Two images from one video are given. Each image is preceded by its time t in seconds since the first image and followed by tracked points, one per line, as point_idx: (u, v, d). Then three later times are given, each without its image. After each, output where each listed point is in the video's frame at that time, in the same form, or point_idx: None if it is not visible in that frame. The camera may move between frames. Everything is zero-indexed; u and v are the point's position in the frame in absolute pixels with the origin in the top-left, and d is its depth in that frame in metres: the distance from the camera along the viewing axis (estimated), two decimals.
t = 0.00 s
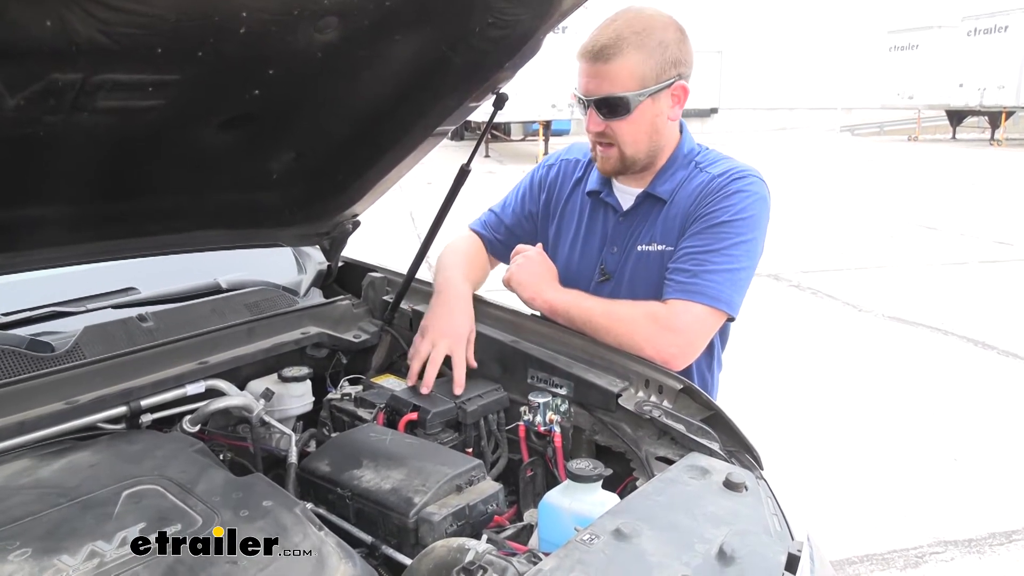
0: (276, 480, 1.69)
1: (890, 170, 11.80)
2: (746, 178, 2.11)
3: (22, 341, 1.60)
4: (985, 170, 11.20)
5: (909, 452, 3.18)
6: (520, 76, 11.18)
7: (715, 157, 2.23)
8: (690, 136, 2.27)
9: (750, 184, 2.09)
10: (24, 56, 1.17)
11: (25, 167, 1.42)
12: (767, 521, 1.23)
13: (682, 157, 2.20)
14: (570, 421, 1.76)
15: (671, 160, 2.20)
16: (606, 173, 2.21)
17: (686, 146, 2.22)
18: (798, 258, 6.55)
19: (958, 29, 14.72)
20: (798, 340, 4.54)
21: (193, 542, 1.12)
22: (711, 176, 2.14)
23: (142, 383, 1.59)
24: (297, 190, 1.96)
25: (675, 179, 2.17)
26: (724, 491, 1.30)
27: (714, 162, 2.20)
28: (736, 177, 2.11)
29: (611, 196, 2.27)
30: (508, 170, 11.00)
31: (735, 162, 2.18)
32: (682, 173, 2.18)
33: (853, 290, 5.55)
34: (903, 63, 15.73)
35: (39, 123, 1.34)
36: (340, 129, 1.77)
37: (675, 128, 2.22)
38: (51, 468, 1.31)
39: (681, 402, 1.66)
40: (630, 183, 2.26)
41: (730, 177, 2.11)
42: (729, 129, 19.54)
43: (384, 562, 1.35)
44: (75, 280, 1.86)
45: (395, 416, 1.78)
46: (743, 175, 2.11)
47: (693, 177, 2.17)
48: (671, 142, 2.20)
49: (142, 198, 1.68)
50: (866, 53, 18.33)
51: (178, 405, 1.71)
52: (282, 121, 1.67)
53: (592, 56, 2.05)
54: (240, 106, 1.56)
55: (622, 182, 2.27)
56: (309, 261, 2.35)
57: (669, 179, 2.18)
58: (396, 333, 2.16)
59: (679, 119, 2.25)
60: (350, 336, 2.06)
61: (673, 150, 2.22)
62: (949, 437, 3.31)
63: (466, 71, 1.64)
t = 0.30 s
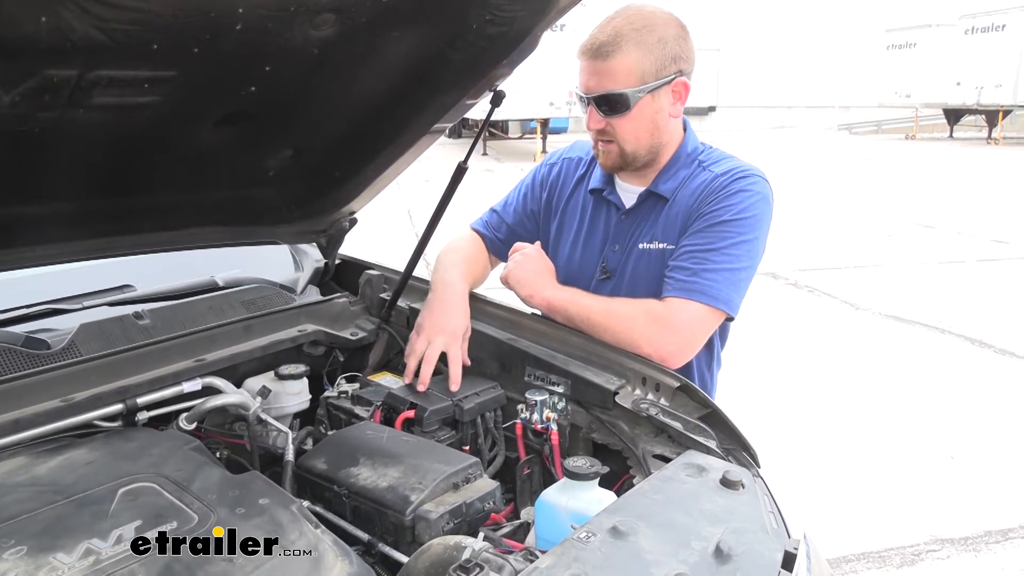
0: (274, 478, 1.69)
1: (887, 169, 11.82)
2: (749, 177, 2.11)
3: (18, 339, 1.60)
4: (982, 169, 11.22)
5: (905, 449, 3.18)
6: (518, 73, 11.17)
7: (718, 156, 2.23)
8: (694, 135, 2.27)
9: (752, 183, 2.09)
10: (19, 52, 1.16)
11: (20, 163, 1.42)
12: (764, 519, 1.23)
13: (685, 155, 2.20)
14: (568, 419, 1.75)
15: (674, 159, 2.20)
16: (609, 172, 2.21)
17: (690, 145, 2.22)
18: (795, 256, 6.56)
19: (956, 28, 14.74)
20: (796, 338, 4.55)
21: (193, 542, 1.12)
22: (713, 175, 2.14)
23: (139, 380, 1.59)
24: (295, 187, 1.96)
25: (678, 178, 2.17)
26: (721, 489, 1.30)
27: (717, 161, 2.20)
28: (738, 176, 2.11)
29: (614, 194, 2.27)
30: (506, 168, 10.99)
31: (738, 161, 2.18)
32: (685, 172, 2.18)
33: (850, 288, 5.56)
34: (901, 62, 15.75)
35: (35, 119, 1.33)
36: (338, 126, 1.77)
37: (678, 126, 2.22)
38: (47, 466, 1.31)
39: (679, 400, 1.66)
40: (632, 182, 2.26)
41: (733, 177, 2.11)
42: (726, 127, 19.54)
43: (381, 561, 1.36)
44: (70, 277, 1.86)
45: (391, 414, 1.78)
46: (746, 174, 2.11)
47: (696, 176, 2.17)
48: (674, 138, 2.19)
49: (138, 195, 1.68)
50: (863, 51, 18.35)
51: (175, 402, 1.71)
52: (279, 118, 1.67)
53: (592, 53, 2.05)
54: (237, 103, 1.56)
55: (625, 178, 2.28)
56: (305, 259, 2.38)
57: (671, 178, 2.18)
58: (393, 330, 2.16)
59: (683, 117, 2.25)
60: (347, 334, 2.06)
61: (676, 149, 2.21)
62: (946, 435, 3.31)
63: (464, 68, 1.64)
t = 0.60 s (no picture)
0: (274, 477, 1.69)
1: (887, 167, 11.81)
2: (756, 178, 2.10)
3: (18, 339, 1.59)
4: (983, 167, 11.21)
5: (906, 448, 3.18)
6: (518, 71, 11.16)
7: (726, 156, 2.22)
8: (702, 134, 2.25)
9: (759, 184, 2.08)
10: (18, 51, 1.16)
11: (20, 163, 1.42)
12: (765, 517, 1.23)
13: (692, 155, 2.20)
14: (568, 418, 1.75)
15: (681, 159, 2.19)
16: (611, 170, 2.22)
17: (697, 144, 2.21)
18: (796, 255, 6.55)
19: (956, 26, 14.72)
20: (796, 337, 4.54)
21: (193, 542, 1.12)
22: (719, 175, 2.13)
23: (140, 379, 1.59)
24: (296, 186, 1.96)
25: (684, 177, 2.17)
26: (721, 487, 1.30)
27: (724, 161, 2.19)
28: (745, 177, 2.10)
29: (619, 192, 2.27)
30: (506, 167, 10.99)
31: (745, 162, 2.17)
32: (692, 172, 2.18)
33: (851, 287, 5.55)
34: (901, 60, 15.73)
35: (34, 118, 1.33)
36: (338, 125, 1.77)
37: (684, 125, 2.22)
38: (47, 465, 1.31)
39: (680, 398, 1.67)
40: (638, 181, 2.26)
41: (739, 177, 2.10)
42: (727, 126, 19.53)
43: (382, 560, 1.35)
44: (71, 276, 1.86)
45: (392, 413, 1.78)
46: (752, 175, 2.10)
47: (702, 175, 2.16)
48: (677, 135, 2.18)
49: (138, 195, 1.68)
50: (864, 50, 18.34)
51: (175, 402, 1.71)
52: (278, 117, 1.67)
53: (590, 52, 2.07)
54: (236, 102, 1.56)
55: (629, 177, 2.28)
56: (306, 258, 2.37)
57: (677, 177, 2.17)
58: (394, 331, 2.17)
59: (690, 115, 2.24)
60: (347, 333, 2.05)
61: (682, 148, 2.21)
62: (947, 433, 3.31)
63: (463, 67, 1.64)
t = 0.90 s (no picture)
0: (275, 475, 1.69)
1: (887, 165, 11.80)
2: (756, 175, 2.10)
3: (18, 336, 1.58)
4: (983, 165, 11.20)
5: (906, 447, 3.18)
6: (518, 69, 11.15)
7: (726, 153, 2.22)
8: (701, 132, 2.26)
9: (759, 181, 2.08)
10: (17, 48, 1.16)
11: (20, 161, 1.42)
12: (766, 516, 1.22)
13: (691, 152, 2.20)
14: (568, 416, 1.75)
15: (680, 155, 2.20)
16: (624, 159, 2.18)
17: (697, 142, 2.21)
18: (796, 254, 6.55)
19: (957, 24, 14.70)
20: (796, 335, 4.54)
21: (193, 542, 1.11)
22: (719, 172, 2.13)
23: (139, 377, 1.59)
24: (297, 184, 1.96)
25: (684, 174, 2.17)
26: (722, 486, 1.30)
27: (724, 158, 2.19)
28: (745, 174, 2.10)
29: (619, 190, 2.27)
30: (506, 165, 10.98)
31: (745, 159, 2.17)
32: (691, 169, 2.18)
33: (851, 285, 5.55)
34: (902, 58, 15.71)
35: (33, 115, 1.33)
36: (339, 123, 1.76)
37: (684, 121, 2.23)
38: (48, 463, 1.31)
39: (680, 397, 1.66)
40: (639, 178, 2.26)
41: (739, 175, 2.10)
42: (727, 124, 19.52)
43: (381, 558, 1.35)
44: (71, 273, 1.85)
45: (392, 412, 1.78)
46: (752, 172, 2.10)
47: (702, 173, 2.16)
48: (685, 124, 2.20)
49: (139, 192, 1.67)
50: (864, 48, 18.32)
51: (175, 401, 1.71)
52: (279, 114, 1.67)
53: (610, 31, 2.05)
54: (236, 99, 1.55)
55: (632, 168, 2.25)
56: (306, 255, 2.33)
57: (677, 174, 2.18)
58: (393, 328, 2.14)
59: (689, 112, 2.25)
60: (347, 331, 2.05)
61: (682, 145, 2.21)
62: (946, 432, 3.31)
63: (464, 64, 1.63)
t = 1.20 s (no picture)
0: (274, 476, 1.68)
1: (886, 167, 11.80)
2: (747, 172, 2.10)
3: (17, 336, 1.59)
4: (982, 167, 11.20)
5: (905, 448, 3.18)
6: (518, 69, 11.15)
7: (716, 152, 2.24)
8: (690, 132, 2.28)
9: (751, 178, 2.09)
10: (17, 48, 1.16)
11: (19, 161, 1.42)
12: (765, 517, 1.22)
13: (682, 152, 2.22)
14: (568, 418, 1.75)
15: (672, 155, 2.22)
16: (636, 145, 2.16)
17: (687, 141, 2.24)
18: (795, 255, 6.55)
19: (956, 26, 14.71)
20: (796, 336, 4.54)
21: (192, 542, 1.11)
22: (711, 171, 2.14)
23: (139, 377, 1.59)
24: (296, 185, 1.96)
25: (676, 174, 2.18)
26: (722, 487, 1.30)
27: (715, 157, 2.20)
28: (736, 171, 2.10)
29: (612, 192, 2.27)
30: (506, 166, 10.97)
31: (736, 157, 2.18)
32: (683, 168, 2.19)
33: (850, 287, 5.55)
34: (901, 60, 15.72)
35: (33, 115, 1.32)
36: (337, 124, 1.76)
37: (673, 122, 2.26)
38: (47, 463, 1.30)
39: (680, 398, 1.66)
40: (633, 179, 2.28)
41: (731, 172, 2.11)
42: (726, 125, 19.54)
43: (381, 559, 1.36)
44: (70, 273, 1.85)
45: (391, 412, 1.78)
46: (744, 169, 2.11)
47: (694, 172, 2.17)
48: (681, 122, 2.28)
49: (138, 193, 1.67)
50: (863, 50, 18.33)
51: (174, 401, 1.70)
52: (278, 114, 1.66)
53: (629, 17, 2.11)
54: (236, 99, 1.55)
55: (630, 166, 2.26)
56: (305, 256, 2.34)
57: (670, 174, 2.18)
58: (392, 329, 2.15)
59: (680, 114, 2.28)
60: (347, 331, 2.05)
61: (674, 146, 2.24)
62: (946, 434, 3.31)
63: (464, 65, 1.63)
